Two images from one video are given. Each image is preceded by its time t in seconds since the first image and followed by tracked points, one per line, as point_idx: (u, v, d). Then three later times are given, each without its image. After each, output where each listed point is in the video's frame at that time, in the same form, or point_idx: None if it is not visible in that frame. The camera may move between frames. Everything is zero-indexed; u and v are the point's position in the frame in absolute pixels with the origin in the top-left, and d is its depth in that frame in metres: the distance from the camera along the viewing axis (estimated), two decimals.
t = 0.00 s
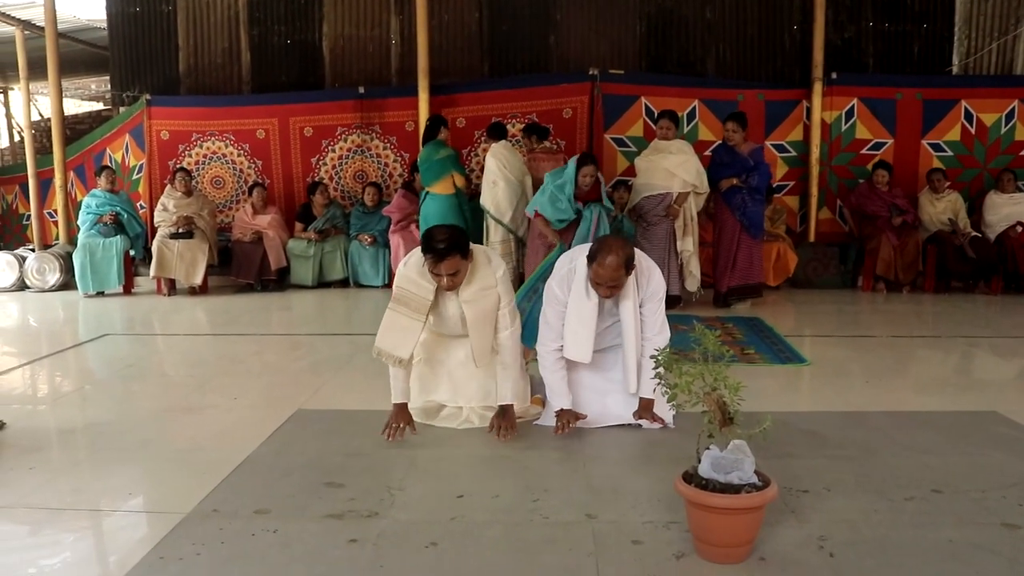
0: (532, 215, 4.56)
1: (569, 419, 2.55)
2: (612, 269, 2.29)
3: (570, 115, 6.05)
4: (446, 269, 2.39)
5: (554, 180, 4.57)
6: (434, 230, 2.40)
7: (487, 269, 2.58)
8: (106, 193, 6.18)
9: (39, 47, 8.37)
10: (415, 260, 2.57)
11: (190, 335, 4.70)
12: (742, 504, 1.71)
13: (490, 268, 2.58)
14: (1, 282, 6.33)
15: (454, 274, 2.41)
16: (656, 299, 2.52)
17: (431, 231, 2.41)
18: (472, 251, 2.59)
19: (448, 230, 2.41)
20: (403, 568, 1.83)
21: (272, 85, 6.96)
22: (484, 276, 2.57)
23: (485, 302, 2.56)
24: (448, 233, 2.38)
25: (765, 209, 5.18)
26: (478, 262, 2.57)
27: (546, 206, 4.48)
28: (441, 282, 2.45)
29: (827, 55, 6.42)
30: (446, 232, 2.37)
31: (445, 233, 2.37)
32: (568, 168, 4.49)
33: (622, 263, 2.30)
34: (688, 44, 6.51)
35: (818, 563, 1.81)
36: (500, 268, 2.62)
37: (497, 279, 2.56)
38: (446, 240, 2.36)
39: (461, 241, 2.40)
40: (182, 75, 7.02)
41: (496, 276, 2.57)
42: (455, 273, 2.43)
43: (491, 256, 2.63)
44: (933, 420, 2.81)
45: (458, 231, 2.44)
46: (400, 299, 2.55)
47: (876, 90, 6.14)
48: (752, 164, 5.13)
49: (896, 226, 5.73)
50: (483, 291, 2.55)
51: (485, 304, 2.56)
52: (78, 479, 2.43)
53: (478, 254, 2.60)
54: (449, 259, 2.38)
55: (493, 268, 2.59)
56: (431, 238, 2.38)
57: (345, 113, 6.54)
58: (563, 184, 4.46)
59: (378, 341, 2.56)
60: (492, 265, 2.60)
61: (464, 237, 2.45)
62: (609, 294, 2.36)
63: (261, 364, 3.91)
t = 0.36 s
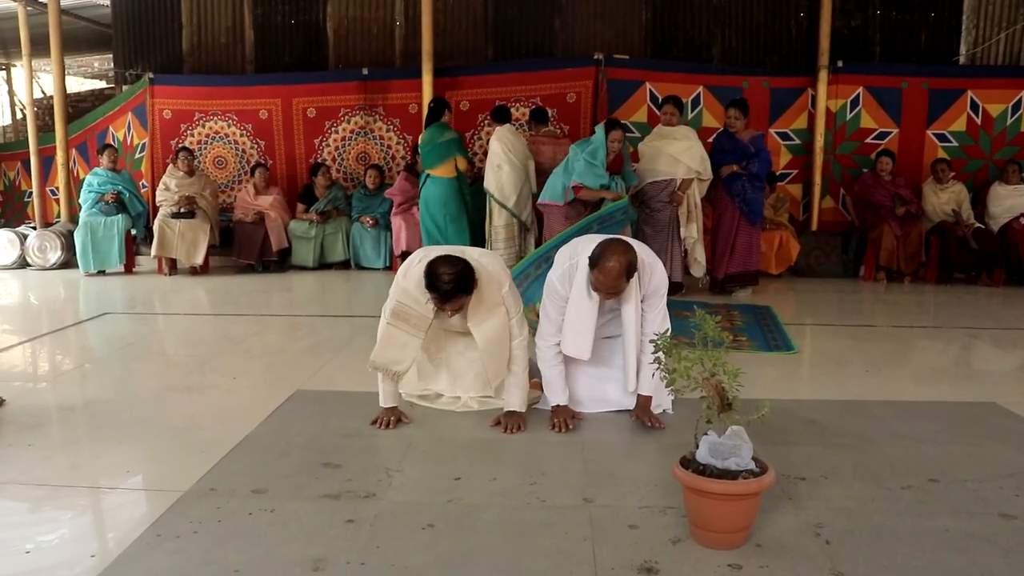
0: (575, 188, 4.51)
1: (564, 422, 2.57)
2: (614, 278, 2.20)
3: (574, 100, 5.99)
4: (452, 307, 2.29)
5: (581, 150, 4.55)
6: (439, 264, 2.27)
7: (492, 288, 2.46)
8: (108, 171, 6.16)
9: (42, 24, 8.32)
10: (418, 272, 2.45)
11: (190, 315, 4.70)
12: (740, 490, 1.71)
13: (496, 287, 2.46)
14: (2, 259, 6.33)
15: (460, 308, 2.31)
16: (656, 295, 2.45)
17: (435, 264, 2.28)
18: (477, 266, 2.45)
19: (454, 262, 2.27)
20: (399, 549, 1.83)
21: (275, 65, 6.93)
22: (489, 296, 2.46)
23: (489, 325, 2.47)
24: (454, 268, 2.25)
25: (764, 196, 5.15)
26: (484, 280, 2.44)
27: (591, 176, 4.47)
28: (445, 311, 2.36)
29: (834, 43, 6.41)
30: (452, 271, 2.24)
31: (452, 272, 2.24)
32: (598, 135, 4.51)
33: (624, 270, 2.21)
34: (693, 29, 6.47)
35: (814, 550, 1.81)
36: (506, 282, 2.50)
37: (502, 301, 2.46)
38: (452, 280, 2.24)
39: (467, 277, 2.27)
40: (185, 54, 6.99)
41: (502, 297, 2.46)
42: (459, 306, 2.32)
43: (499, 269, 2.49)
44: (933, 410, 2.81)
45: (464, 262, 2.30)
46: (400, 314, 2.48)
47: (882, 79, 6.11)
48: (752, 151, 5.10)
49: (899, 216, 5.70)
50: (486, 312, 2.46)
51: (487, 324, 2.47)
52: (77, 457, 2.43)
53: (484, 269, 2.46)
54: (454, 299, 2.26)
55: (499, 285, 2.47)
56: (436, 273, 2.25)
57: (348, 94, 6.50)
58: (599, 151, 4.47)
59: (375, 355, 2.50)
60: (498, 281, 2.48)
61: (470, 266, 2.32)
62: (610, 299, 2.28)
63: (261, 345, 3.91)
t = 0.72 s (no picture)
0: (628, 171, 4.43)
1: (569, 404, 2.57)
2: (618, 294, 2.16)
3: (578, 84, 5.96)
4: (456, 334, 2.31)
5: (620, 133, 4.45)
6: (442, 295, 2.28)
7: (497, 302, 2.48)
8: (112, 155, 6.15)
9: (45, 6, 8.28)
10: (421, 287, 2.45)
11: (193, 298, 4.70)
12: (742, 473, 1.71)
13: (501, 301, 2.49)
14: (6, 243, 6.33)
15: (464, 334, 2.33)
16: (659, 300, 2.44)
17: (439, 295, 2.28)
18: (482, 282, 2.46)
19: (458, 292, 2.28)
20: (402, 531, 1.84)
21: (278, 48, 6.90)
22: (494, 310, 2.48)
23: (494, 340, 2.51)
24: (458, 299, 2.27)
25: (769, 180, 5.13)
26: (489, 296, 2.46)
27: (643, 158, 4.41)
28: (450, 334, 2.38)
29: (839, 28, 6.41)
30: (457, 305, 2.25)
31: (456, 305, 2.26)
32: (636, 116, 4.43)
33: (628, 286, 2.17)
34: (698, 13, 6.43)
35: (817, 533, 1.81)
36: (511, 294, 2.52)
37: (507, 315, 2.49)
38: (455, 315, 2.25)
39: (470, 306, 2.29)
40: (188, 37, 6.97)
41: (507, 311, 2.49)
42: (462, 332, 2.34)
43: (503, 282, 2.51)
44: (936, 394, 2.80)
45: (467, 290, 2.31)
46: (403, 325, 2.49)
47: (888, 63, 6.06)
48: (758, 135, 5.08)
49: (903, 200, 5.68)
50: (492, 327, 2.49)
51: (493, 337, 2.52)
52: (80, 439, 2.44)
53: (488, 284, 2.47)
54: (458, 330, 2.29)
55: (504, 299, 2.49)
56: (440, 307, 2.26)
57: (352, 78, 6.47)
58: (642, 132, 4.41)
59: (377, 365, 2.54)
60: (504, 295, 2.50)
61: (473, 293, 2.33)
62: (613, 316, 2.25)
63: (264, 328, 3.91)
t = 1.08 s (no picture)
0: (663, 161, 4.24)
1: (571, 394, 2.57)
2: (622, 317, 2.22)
3: (580, 73, 5.94)
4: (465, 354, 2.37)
5: (653, 124, 4.31)
6: (448, 320, 2.29)
7: (502, 310, 2.55)
8: (114, 146, 6.15)
9: None
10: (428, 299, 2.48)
11: (195, 289, 4.70)
12: (744, 458, 1.71)
13: (506, 310, 2.55)
14: (10, 236, 6.34)
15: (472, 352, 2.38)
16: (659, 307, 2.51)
17: (445, 319, 2.30)
18: (487, 293, 2.51)
19: (464, 315, 2.30)
20: (406, 519, 1.84)
21: (279, 39, 6.89)
22: (500, 318, 2.55)
23: (500, 344, 2.59)
24: (463, 326, 2.28)
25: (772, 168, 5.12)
26: (496, 306, 2.53)
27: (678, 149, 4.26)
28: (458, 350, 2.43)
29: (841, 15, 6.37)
30: (464, 331, 2.27)
31: (463, 330, 2.28)
32: (669, 109, 4.35)
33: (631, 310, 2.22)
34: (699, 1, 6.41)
35: (821, 518, 1.82)
36: (517, 300, 2.56)
37: (513, 322, 2.55)
38: (462, 339, 2.28)
39: (477, 329, 2.31)
40: (189, 28, 6.95)
41: (512, 319, 2.55)
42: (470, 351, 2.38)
43: (509, 291, 2.55)
44: (939, 380, 2.80)
45: (473, 312, 2.33)
46: (411, 335, 2.56)
47: (890, 50, 6.03)
48: (761, 122, 5.07)
49: (905, 187, 5.66)
50: (497, 334, 2.57)
51: (499, 342, 2.58)
52: (85, 430, 2.45)
53: (493, 294, 2.52)
54: (465, 352, 2.32)
55: (510, 308, 2.55)
56: (448, 331, 2.29)
57: (353, 68, 6.45)
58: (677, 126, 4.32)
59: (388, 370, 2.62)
60: (510, 303, 2.55)
61: (479, 313, 2.35)
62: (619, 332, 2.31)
63: (267, 319, 3.91)
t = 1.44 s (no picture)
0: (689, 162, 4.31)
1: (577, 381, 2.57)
2: (625, 314, 2.22)
3: (582, 60, 5.91)
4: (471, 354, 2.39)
5: (684, 123, 4.29)
6: (453, 323, 2.31)
7: (508, 307, 2.55)
8: (116, 138, 6.14)
9: None
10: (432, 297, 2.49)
11: (199, 280, 4.70)
12: (750, 442, 1.71)
13: (511, 307, 2.55)
14: (14, 229, 6.35)
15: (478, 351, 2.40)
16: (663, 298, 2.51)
17: (450, 322, 2.31)
18: (492, 291, 2.51)
19: (469, 318, 2.31)
20: (413, 505, 1.85)
21: (281, 29, 6.92)
22: (505, 315, 2.55)
23: (505, 339, 2.59)
24: (468, 330, 2.29)
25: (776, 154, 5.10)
26: (499, 304, 2.53)
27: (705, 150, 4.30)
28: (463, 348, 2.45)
29: None
30: (468, 334, 2.29)
31: (468, 333, 2.29)
32: (701, 108, 4.31)
33: (634, 307, 2.22)
34: None
35: (827, 502, 1.82)
36: (522, 296, 2.57)
37: (519, 319, 2.55)
38: (468, 341, 2.30)
39: (483, 331, 2.33)
40: (191, 19, 6.93)
41: (518, 316, 2.55)
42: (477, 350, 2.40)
43: (514, 288, 2.55)
44: (944, 364, 2.79)
45: (479, 314, 2.34)
46: (415, 330, 2.58)
47: (894, 34, 5.99)
48: (764, 109, 5.05)
49: (909, 172, 5.64)
50: (501, 329, 2.57)
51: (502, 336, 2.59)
52: (91, 420, 2.46)
53: (498, 291, 2.52)
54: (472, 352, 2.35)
55: (515, 305, 2.55)
56: (453, 333, 2.30)
57: (355, 58, 6.43)
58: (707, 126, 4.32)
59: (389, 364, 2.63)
60: (514, 300, 2.55)
61: (485, 314, 2.36)
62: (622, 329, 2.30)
63: (272, 309, 3.92)
